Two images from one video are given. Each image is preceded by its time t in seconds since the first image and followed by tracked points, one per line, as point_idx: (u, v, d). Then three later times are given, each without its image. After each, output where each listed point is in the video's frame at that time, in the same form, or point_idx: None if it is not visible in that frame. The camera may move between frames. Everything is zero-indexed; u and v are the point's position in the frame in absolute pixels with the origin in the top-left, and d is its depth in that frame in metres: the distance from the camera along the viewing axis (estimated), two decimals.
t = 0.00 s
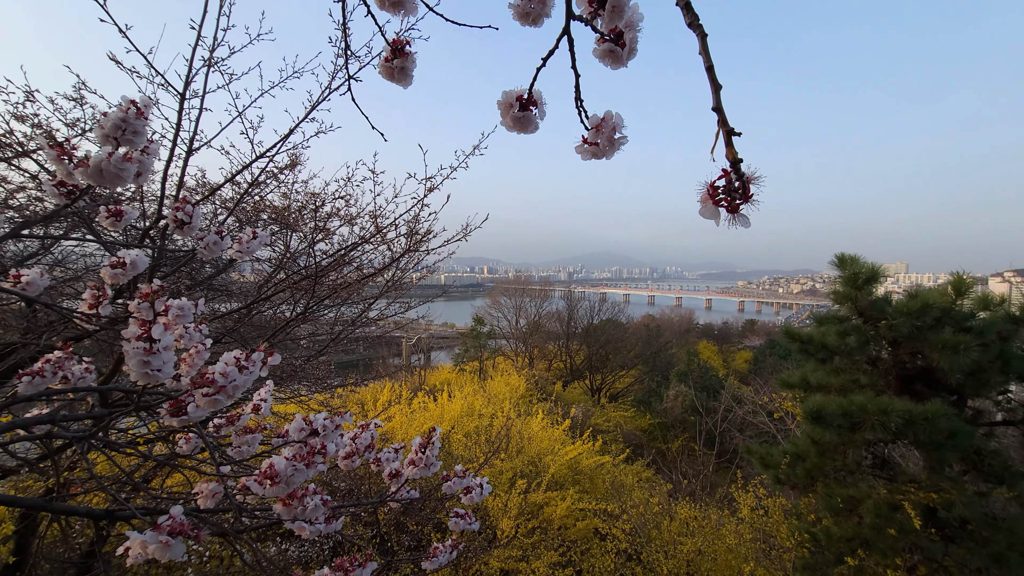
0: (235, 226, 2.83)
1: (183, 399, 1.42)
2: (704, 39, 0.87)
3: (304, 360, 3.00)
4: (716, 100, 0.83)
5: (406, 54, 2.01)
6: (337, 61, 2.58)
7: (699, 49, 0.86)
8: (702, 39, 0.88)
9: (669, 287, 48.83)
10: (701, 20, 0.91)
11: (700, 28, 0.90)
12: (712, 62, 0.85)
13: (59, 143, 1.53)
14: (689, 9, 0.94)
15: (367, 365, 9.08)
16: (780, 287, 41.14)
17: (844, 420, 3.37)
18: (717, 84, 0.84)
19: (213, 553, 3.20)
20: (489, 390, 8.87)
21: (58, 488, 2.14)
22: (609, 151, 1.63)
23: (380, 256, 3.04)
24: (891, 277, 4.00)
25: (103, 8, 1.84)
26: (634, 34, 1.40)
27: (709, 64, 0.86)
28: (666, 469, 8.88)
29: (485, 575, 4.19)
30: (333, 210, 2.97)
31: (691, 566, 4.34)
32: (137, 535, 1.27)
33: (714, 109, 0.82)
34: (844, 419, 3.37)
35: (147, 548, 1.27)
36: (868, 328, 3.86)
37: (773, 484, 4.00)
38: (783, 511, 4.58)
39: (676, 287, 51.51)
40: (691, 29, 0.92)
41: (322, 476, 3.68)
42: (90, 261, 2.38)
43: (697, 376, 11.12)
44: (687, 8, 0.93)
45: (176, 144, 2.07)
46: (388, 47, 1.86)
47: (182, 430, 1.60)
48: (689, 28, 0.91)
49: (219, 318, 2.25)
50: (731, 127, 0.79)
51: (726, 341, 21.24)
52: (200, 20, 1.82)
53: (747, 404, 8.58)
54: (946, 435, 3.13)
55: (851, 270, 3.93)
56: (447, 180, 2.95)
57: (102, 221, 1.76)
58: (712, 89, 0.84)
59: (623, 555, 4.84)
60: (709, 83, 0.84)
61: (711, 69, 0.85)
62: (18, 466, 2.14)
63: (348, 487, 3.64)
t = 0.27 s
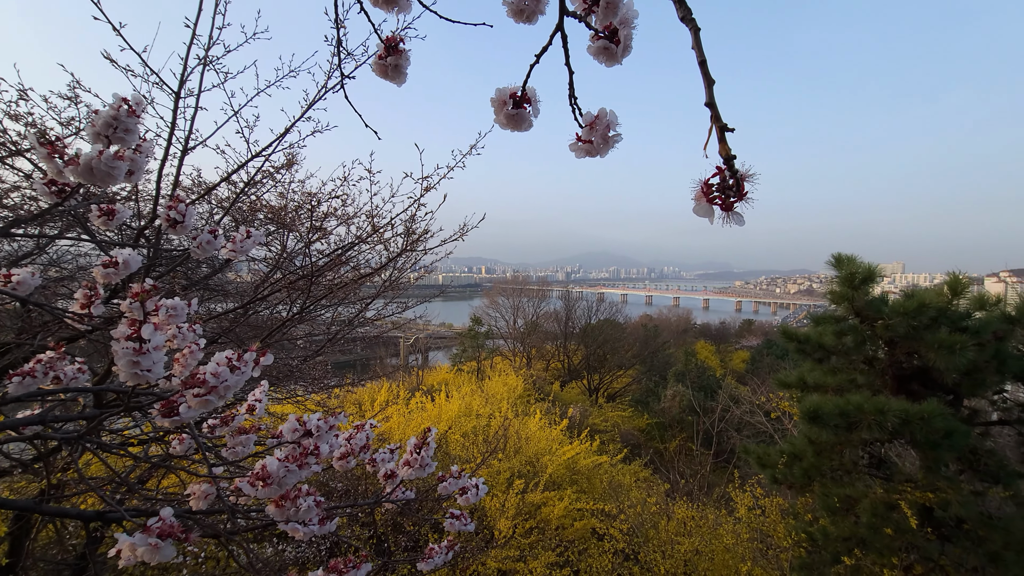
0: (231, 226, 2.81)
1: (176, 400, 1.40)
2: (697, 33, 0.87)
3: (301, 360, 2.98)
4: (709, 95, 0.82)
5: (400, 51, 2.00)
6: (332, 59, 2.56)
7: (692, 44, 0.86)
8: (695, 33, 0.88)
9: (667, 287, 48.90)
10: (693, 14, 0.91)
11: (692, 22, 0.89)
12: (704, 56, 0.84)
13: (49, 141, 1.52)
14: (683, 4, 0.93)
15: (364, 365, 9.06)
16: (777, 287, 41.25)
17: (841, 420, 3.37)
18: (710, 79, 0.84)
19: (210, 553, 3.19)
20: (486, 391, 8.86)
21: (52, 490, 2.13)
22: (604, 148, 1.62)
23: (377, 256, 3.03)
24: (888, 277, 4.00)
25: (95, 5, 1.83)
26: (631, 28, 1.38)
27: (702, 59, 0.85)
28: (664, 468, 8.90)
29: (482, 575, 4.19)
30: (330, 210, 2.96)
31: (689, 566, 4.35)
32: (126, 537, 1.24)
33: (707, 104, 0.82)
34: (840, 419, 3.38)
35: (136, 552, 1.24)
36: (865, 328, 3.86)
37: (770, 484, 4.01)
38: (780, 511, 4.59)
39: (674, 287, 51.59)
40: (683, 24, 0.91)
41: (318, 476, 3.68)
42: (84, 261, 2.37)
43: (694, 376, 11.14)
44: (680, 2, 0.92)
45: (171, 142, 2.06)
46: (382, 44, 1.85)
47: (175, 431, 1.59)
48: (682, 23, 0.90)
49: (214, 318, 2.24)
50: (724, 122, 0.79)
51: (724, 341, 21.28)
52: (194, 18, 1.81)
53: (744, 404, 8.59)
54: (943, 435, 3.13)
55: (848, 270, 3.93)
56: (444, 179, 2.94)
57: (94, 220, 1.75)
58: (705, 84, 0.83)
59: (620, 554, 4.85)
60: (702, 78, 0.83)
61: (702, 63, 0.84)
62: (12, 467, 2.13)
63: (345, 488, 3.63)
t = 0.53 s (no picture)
0: (226, 226, 2.80)
1: (167, 401, 1.39)
2: (688, 34, 0.87)
3: (296, 360, 2.97)
4: (700, 96, 0.82)
5: (393, 51, 1.99)
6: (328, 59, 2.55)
7: (682, 45, 0.86)
8: (686, 35, 0.88)
9: (663, 287, 49.02)
10: (684, 15, 0.91)
11: (683, 23, 0.90)
12: (695, 58, 0.84)
13: (40, 140, 1.51)
14: (674, 5, 0.93)
15: (360, 365, 9.03)
16: (773, 287, 41.41)
17: (835, 419, 3.38)
18: (701, 81, 0.84)
19: (204, 555, 3.17)
20: (483, 391, 8.86)
21: (44, 491, 2.12)
22: (597, 149, 1.62)
23: (372, 256, 3.02)
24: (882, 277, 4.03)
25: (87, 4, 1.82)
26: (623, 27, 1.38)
27: (692, 61, 0.86)
28: (660, 468, 8.92)
29: None
30: (326, 210, 2.95)
31: (685, 565, 4.35)
32: (115, 540, 1.23)
33: (698, 105, 0.82)
34: (835, 418, 3.39)
35: (126, 554, 1.24)
36: (859, 328, 3.88)
37: (765, 483, 4.02)
38: (776, 511, 4.60)
39: (670, 287, 51.69)
40: (674, 25, 0.91)
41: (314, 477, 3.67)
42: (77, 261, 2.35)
43: (690, 376, 11.16)
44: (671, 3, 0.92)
45: (164, 142, 2.04)
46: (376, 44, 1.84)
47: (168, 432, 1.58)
48: (672, 23, 0.90)
49: (209, 318, 2.22)
50: (714, 124, 0.79)
51: (720, 340, 21.34)
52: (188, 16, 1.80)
53: (740, 403, 8.62)
54: (936, 434, 3.15)
55: (843, 271, 3.95)
56: (440, 179, 2.93)
57: (85, 221, 1.74)
58: (695, 86, 0.83)
59: (616, 554, 4.85)
60: (692, 79, 0.84)
61: (693, 64, 0.84)
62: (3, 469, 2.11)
63: (341, 489, 3.62)
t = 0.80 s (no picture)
0: (220, 225, 2.78)
1: (161, 402, 1.39)
2: (683, 34, 0.88)
3: (292, 360, 2.96)
4: (695, 96, 0.83)
5: (389, 50, 2.00)
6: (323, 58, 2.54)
7: (678, 45, 0.86)
8: (681, 35, 0.89)
9: (659, 287, 49.14)
10: (680, 15, 0.91)
11: (679, 23, 0.90)
12: (690, 58, 0.85)
13: (32, 139, 1.50)
14: (670, 4, 0.93)
15: (356, 365, 9.01)
16: (767, 287, 41.60)
17: (830, 419, 3.40)
18: (696, 80, 0.84)
19: (199, 556, 3.15)
20: (479, 391, 8.85)
21: (36, 493, 2.10)
22: (593, 149, 1.61)
23: (368, 255, 3.01)
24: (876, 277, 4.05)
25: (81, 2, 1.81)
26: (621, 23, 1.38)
27: (687, 61, 0.86)
28: (656, 467, 8.94)
29: None
30: (321, 209, 2.94)
31: (680, 565, 4.37)
32: (108, 541, 1.22)
33: (693, 105, 0.82)
34: (830, 417, 3.41)
35: (119, 557, 1.23)
36: (853, 328, 3.90)
37: (760, 482, 4.04)
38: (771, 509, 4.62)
39: (666, 287, 51.82)
40: (669, 24, 0.91)
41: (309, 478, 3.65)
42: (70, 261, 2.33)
43: (685, 376, 11.19)
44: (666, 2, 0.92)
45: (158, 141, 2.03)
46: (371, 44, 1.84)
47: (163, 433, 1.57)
48: (667, 23, 0.90)
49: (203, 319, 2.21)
50: (710, 125, 0.79)
51: (715, 340, 21.40)
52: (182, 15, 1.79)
53: (735, 403, 8.65)
54: (930, 433, 3.18)
55: (837, 271, 3.98)
56: (436, 179, 2.93)
57: (78, 220, 1.73)
58: (690, 86, 0.84)
59: (612, 554, 4.86)
60: (688, 79, 0.84)
61: (688, 64, 0.85)
62: None
63: (336, 489, 3.61)
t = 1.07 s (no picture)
0: (215, 224, 2.76)
1: (152, 402, 1.38)
2: (688, 23, 0.87)
3: (287, 360, 2.94)
4: (702, 87, 0.82)
5: (385, 45, 1.98)
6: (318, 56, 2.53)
7: (684, 33, 0.86)
8: (687, 23, 0.88)
9: (655, 288, 49.27)
10: (685, 4, 0.90)
11: (684, 11, 0.89)
12: (697, 48, 0.84)
13: (22, 134, 1.48)
14: None
15: (352, 365, 8.99)
16: (763, 287, 41.79)
17: (825, 418, 3.42)
18: (702, 70, 0.84)
19: (194, 557, 3.14)
20: (475, 391, 8.85)
21: (27, 495, 2.08)
22: (593, 144, 1.61)
23: (364, 255, 3.00)
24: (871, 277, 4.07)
25: None
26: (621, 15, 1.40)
27: (693, 50, 0.85)
28: (652, 467, 8.95)
29: None
30: (316, 208, 2.92)
31: (676, 564, 4.38)
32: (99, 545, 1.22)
33: (700, 95, 0.82)
34: (825, 417, 3.43)
35: (109, 560, 1.23)
36: (849, 327, 3.92)
37: (755, 482, 4.06)
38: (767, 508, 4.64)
39: (661, 287, 51.96)
40: (674, 15, 0.90)
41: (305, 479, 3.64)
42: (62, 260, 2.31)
43: (681, 375, 11.22)
44: None
45: (151, 137, 2.01)
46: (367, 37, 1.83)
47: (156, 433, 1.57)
48: (673, 12, 0.89)
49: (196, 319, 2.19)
50: (717, 115, 0.79)
51: (711, 340, 21.47)
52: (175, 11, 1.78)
53: (731, 402, 8.68)
54: (924, 432, 3.20)
55: (832, 271, 4.00)
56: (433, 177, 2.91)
57: (70, 218, 1.71)
58: (697, 76, 0.83)
59: (608, 553, 4.86)
60: (695, 69, 0.83)
61: (695, 54, 0.84)
62: None
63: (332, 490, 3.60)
